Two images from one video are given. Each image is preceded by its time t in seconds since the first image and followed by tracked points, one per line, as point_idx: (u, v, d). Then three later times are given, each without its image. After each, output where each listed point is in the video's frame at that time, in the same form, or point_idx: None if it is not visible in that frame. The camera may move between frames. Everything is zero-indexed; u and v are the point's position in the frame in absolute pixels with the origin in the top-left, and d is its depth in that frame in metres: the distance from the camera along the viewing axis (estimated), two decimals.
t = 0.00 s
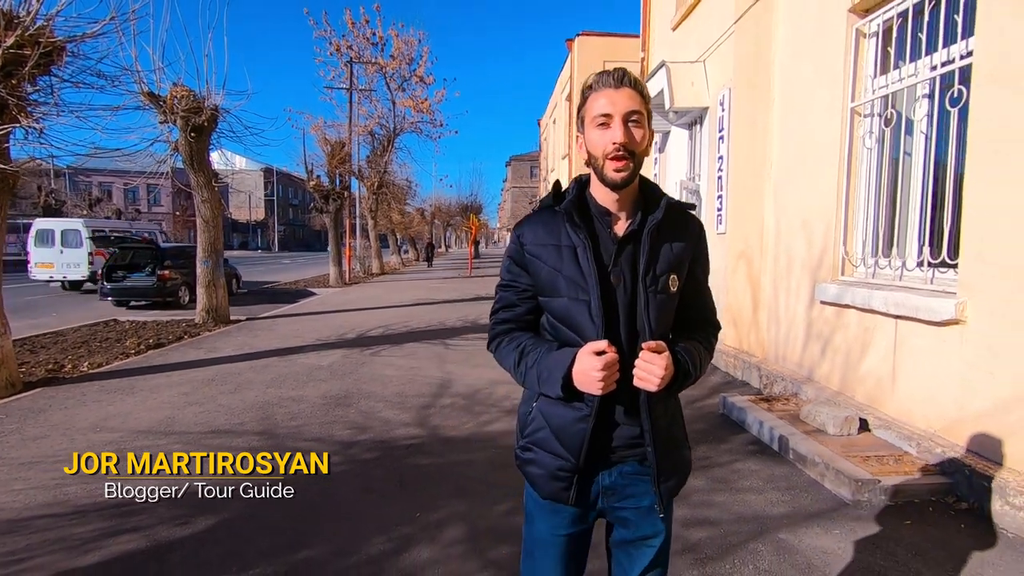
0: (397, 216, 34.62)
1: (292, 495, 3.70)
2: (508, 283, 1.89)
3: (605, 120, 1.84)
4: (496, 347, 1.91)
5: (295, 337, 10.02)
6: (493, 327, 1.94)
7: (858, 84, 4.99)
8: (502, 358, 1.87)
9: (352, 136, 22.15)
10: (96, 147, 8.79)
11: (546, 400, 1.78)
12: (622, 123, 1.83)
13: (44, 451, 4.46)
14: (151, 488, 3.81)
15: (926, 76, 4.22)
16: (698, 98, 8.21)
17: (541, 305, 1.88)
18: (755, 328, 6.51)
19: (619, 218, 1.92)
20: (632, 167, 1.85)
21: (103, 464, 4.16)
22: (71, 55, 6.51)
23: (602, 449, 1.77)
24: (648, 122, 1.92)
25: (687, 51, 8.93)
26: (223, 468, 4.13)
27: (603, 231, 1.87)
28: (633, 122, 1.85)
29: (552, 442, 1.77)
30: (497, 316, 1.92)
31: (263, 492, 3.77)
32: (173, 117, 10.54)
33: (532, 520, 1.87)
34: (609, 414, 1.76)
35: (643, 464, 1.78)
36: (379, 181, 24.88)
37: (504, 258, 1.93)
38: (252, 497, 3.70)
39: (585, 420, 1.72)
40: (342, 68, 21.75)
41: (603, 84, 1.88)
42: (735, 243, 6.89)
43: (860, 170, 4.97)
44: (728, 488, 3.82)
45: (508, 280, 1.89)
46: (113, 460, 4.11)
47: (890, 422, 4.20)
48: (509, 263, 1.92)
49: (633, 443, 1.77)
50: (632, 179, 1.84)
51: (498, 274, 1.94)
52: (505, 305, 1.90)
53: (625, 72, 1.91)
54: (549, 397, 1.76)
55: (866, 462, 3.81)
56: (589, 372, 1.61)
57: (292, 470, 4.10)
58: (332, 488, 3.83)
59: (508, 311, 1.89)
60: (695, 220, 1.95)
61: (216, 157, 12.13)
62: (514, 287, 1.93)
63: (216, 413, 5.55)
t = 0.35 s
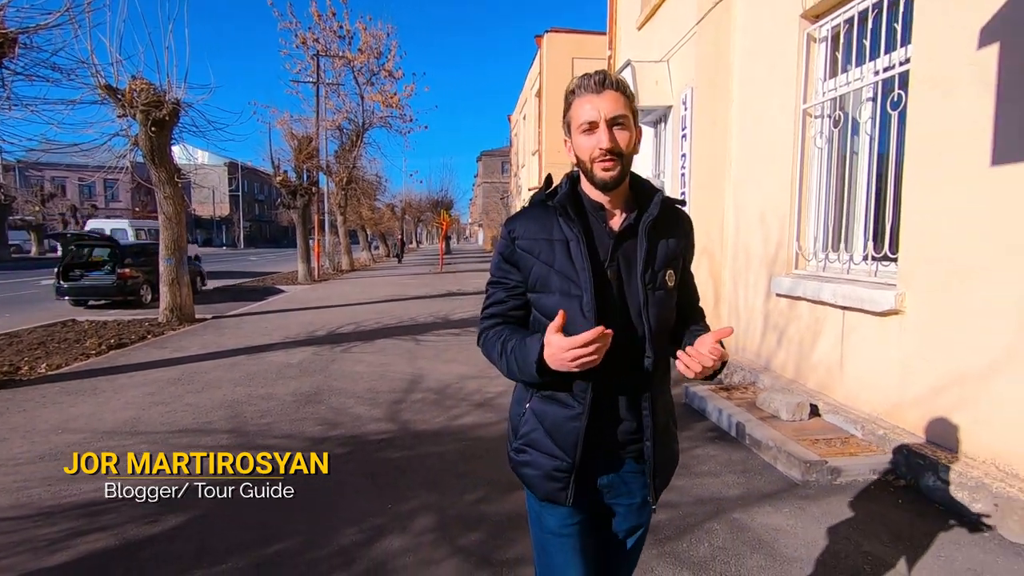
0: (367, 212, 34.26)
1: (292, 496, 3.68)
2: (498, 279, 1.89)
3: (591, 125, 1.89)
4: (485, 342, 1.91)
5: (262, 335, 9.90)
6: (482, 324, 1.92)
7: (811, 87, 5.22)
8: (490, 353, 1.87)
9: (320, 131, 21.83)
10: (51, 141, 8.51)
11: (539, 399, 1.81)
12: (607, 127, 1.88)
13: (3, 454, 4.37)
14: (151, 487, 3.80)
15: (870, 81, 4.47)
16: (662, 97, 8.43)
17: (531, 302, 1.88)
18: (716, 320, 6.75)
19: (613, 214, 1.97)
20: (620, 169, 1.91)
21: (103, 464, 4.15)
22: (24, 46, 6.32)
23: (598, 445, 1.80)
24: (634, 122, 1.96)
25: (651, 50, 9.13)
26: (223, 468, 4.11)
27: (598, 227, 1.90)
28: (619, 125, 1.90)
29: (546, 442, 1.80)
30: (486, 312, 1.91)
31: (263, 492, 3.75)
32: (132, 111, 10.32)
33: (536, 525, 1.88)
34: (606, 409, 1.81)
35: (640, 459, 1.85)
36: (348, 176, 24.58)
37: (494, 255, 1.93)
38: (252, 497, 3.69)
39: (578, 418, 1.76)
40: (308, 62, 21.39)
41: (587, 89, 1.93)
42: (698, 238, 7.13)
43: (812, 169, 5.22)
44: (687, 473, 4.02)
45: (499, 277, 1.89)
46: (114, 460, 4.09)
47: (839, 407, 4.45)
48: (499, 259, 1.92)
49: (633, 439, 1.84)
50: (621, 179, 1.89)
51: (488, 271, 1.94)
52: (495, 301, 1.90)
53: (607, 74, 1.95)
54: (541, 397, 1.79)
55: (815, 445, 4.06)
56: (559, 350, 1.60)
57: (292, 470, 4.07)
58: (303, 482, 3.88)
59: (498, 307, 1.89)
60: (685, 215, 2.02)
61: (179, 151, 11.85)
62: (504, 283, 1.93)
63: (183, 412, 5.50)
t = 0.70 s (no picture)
0: (333, 210, 33.79)
1: (292, 495, 3.63)
2: (459, 297, 1.78)
3: (547, 128, 1.77)
4: (447, 364, 1.79)
5: (225, 335, 9.76)
6: (444, 345, 1.80)
7: (759, 91, 5.48)
8: (453, 377, 1.75)
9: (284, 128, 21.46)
10: None
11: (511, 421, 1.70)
12: (565, 132, 1.77)
13: None
14: (151, 488, 3.78)
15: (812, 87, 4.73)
16: (623, 99, 8.64)
17: (495, 318, 1.77)
18: (675, 315, 6.99)
19: (574, 219, 1.89)
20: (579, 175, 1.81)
21: (103, 464, 4.14)
22: None
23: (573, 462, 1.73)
24: (592, 123, 1.86)
25: (613, 52, 9.35)
26: (223, 468, 4.09)
27: (561, 233, 1.81)
28: (577, 128, 1.80)
29: (522, 467, 1.70)
30: (447, 332, 1.79)
31: (263, 492, 3.71)
32: (85, 105, 10.03)
33: (520, 549, 1.80)
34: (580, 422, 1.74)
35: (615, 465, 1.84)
36: (314, 173, 24.23)
37: (451, 269, 1.80)
38: (252, 497, 3.65)
39: (553, 440, 1.66)
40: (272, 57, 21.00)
41: (540, 90, 1.81)
42: (657, 235, 7.36)
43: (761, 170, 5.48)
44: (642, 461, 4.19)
45: (459, 294, 1.78)
46: (113, 460, 4.09)
47: (785, 396, 4.70)
48: (458, 274, 1.79)
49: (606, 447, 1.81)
50: (580, 185, 1.80)
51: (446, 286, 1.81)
52: (456, 320, 1.78)
53: (562, 74, 1.83)
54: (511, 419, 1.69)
55: (760, 431, 4.30)
56: (537, 397, 1.51)
57: (292, 470, 4.03)
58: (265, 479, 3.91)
59: (460, 326, 1.77)
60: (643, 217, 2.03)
61: (135, 147, 11.54)
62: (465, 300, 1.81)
63: (143, 413, 5.43)
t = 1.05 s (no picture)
0: (316, 207, 33.63)
1: (292, 496, 3.57)
2: (423, 296, 1.63)
3: (501, 105, 1.68)
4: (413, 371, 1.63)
5: (206, 332, 9.76)
6: (407, 351, 1.65)
7: (727, 93, 5.68)
8: (423, 383, 1.60)
9: (266, 124, 21.32)
10: None
11: (492, 421, 1.60)
12: (520, 107, 1.68)
13: None
14: (151, 487, 3.72)
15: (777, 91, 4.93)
16: (602, 98, 8.79)
17: (464, 316, 1.66)
18: (649, 311, 7.19)
19: (541, 206, 1.80)
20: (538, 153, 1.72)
21: (103, 464, 4.07)
22: None
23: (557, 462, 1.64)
24: (548, 97, 1.77)
25: (592, 53, 9.52)
26: (224, 468, 4.02)
27: (530, 222, 1.73)
28: (533, 103, 1.70)
29: (507, 469, 1.60)
30: (412, 335, 1.65)
31: (263, 492, 3.65)
32: (61, 101, 9.93)
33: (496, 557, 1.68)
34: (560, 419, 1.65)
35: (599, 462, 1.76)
36: (297, 170, 24.10)
37: (412, 267, 1.64)
38: (252, 497, 3.58)
39: (540, 437, 1.58)
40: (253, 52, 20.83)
41: (491, 63, 1.71)
42: (634, 233, 7.55)
43: (730, 170, 5.68)
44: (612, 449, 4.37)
45: (424, 293, 1.63)
46: (114, 460, 4.02)
47: (750, 387, 4.90)
48: (417, 273, 1.63)
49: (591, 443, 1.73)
50: (542, 165, 1.71)
51: (405, 285, 1.65)
52: (422, 322, 1.64)
53: (511, 46, 1.74)
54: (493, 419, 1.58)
55: (725, 420, 4.51)
56: (546, 385, 1.46)
57: (292, 470, 3.97)
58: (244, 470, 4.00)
59: (427, 329, 1.64)
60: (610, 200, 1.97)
61: (113, 143, 11.43)
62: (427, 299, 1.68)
63: (122, 408, 5.47)
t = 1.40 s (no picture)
0: (305, 208, 33.52)
1: (291, 496, 3.61)
2: (402, 307, 1.65)
3: (479, 113, 1.69)
4: (396, 382, 1.65)
5: (194, 333, 9.78)
6: (388, 360, 1.67)
7: (706, 100, 5.86)
8: (405, 397, 1.62)
9: (254, 125, 21.26)
10: None
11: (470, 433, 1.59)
12: (498, 114, 1.68)
13: None
14: (151, 487, 3.75)
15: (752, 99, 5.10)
16: (586, 104, 8.89)
17: (443, 327, 1.66)
18: (633, 311, 7.35)
19: (519, 214, 1.80)
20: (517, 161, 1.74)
21: (103, 464, 4.10)
22: None
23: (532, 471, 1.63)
24: (526, 104, 1.78)
25: (577, 59, 9.70)
26: (224, 468, 4.05)
27: (505, 232, 1.74)
28: (511, 110, 1.71)
29: (485, 480, 1.60)
30: (392, 347, 1.66)
31: (263, 492, 3.69)
32: (47, 101, 9.89)
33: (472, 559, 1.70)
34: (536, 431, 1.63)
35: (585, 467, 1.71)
36: (284, 171, 24.04)
37: (390, 278, 1.66)
38: (252, 497, 3.62)
39: (517, 450, 1.58)
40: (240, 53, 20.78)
41: (469, 69, 1.71)
42: (618, 236, 7.70)
43: (709, 175, 5.85)
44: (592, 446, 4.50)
45: (403, 304, 1.64)
46: (114, 460, 4.05)
47: (727, 385, 5.07)
48: (395, 282, 1.66)
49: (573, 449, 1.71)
50: (521, 174, 1.72)
51: (384, 295, 1.67)
52: (401, 332, 1.65)
53: (490, 51, 1.74)
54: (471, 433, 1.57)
55: (702, 418, 4.67)
56: (515, 413, 1.44)
57: (292, 470, 4.01)
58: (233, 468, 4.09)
59: (406, 340, 1.64)
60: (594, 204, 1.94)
61: (99, 143, 11.40)
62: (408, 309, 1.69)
63: (110, 408, 5.51)
